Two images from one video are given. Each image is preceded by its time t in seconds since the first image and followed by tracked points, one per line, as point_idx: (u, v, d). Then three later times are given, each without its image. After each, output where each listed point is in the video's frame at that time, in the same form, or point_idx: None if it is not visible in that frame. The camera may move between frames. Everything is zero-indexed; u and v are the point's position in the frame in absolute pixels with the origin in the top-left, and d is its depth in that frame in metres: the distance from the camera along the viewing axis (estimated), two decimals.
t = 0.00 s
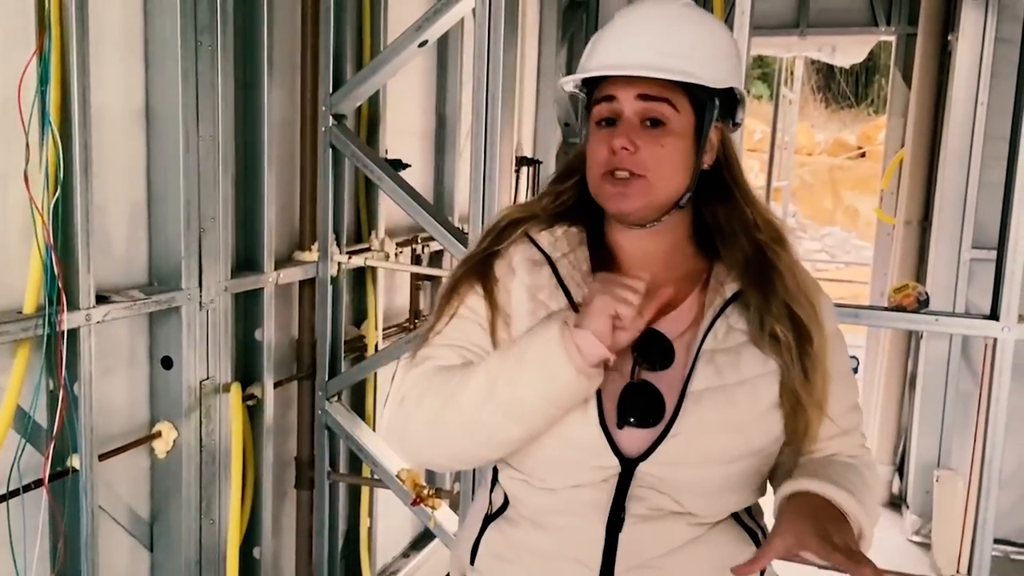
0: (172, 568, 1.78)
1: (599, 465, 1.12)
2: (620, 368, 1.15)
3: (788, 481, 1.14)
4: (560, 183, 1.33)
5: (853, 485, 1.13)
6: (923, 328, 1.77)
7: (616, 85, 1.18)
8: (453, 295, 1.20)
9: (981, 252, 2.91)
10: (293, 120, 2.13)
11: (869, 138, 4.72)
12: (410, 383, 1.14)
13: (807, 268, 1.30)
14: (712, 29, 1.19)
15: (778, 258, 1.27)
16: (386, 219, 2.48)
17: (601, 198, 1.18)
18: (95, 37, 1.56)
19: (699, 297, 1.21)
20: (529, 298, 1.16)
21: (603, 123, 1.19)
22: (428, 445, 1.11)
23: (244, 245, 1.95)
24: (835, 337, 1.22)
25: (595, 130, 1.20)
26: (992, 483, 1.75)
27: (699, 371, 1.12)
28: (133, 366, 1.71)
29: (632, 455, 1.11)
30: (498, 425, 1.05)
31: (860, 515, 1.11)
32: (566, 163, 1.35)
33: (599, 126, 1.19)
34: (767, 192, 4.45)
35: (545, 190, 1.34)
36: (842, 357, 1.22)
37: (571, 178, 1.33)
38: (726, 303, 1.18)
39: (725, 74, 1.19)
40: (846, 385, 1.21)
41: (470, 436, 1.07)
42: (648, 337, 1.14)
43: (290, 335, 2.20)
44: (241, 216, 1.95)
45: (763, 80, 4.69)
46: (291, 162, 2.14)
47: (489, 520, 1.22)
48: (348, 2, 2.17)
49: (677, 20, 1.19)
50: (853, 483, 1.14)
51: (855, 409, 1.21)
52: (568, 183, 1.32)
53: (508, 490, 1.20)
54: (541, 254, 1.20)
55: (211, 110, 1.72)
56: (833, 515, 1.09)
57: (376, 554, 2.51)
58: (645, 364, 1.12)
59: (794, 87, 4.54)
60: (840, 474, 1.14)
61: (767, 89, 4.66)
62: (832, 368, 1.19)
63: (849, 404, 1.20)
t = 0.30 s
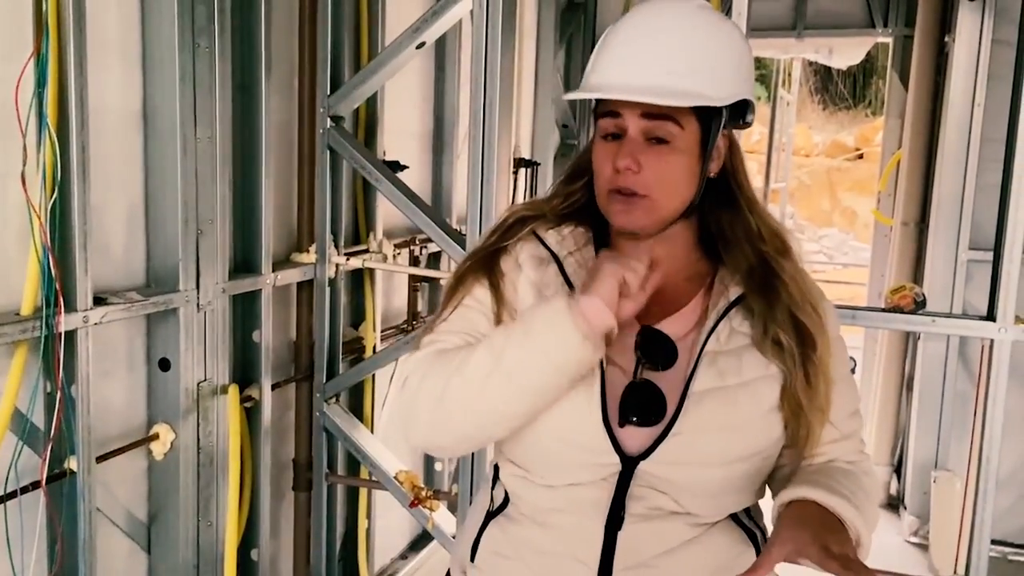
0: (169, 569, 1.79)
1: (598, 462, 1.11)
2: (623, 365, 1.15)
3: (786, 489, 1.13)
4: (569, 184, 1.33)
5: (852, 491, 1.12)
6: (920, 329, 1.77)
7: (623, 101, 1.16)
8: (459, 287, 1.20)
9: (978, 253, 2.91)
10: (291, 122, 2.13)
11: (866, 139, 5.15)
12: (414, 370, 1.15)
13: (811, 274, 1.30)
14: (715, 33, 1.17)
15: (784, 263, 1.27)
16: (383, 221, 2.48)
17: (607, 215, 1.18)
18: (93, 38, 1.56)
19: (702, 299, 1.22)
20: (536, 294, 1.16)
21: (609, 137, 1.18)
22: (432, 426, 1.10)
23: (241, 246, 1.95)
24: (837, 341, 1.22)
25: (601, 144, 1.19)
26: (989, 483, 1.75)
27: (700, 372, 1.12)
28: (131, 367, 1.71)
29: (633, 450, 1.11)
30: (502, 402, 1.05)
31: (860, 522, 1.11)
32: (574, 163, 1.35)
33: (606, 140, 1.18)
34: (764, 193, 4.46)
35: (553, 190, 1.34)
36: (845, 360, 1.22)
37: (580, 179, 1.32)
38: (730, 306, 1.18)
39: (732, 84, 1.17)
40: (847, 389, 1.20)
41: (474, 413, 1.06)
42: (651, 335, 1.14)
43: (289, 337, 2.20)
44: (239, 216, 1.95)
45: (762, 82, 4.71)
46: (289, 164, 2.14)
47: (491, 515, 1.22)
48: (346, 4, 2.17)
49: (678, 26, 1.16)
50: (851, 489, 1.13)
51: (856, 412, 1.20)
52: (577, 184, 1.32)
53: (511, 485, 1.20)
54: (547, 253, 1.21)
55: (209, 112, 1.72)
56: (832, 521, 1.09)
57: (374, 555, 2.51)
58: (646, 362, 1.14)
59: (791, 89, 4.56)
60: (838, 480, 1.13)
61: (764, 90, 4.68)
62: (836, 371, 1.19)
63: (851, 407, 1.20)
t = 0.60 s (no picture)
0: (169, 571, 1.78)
1: (584, 453, 1.12)
2: (607, 357, 1.16)
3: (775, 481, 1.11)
4: (552, 187, 1.32)
5: (842, 484, 1.10)
6: (918, 330, 1.77)
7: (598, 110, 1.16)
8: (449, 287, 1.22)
9: (975, 253, 2.92)
10: (289, 123, 2.13)
11: (864, 141, 5.07)
12: (408, 361, 1.15)
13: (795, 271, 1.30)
14: (688, 35, 1.16)
15: (767, 258, 1.26)
16: (382, 221, 2.49)
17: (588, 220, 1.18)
18: (91, 40, 1.56)
19: (686, 295, 1.23)
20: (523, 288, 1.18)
21: (586, 144, 1.18)
22: (426, 416, 1.10)
23: (239, 247, 1.95)
24: (823, 334, 1.21)
25: (578, 150, 1.19)
26: (988, 484, 1.75)
27: (682, 362, 1.13)
28: (129, 369, 1.71)
29: (617, 441, 1.12)
30: (491, 389, 1.05)
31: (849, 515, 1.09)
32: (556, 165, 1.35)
33: (582, 147, 1.19)
34: (762, 194, 4.47)
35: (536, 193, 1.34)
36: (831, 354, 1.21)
37: (562, 182, 1.32)
38: (712, 298, 1.19)
39: (707, 89, 1.16)
40: (833, 381, 1.20)
41: (460, 400, 1.07)
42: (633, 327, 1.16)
43: (288, 338, 2.20)
44: (237, 216, 1.94)
45: (761, 83, 4.73)
46: (287, 166, 2.14)
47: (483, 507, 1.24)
48: (344, 6, 2.17)
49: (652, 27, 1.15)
50: (841, 482, 1.11)
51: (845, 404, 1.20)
52: (561, 187, 1.32)
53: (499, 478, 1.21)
54: (535, 250, 1.22)
55: (206, 114, 1.72)
56: (821, 513, 1.06)
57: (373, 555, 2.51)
58: (631, 355, 1.14)
59: (789, 89, 4.58)
60: (828, 473, 1.11)
61: (763, 91, 4.70)
62: (821, 364, 1.18)
63: (836, 399, 1.19)
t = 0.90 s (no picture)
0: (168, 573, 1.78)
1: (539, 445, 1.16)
2: (567, 353, 1.20)
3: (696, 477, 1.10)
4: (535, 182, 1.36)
5: (775, 498, 1.08)
6: (917, 330, 1.77)
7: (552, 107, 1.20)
8: (433, 281, 1.29)
9: (975, 254, 2.91)
10: (288, 123, 2.13)
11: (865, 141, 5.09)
12: (380, 364, 1.22)
13: (762, 273, 1.27)
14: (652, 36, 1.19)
15: (726, 257, 1.24)
16: (381, 222, 2.49)
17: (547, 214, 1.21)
18: (89, 41, 1.56)
19: (646, 292, 1.23)
20: (491, 288, 1.23)
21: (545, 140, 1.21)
22: (393, 416, 1.19)
23: (238, 248, 1.95)
24: (783, 338, 1.20)
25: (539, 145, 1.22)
26: (987, 484, 1.75)
27: (632, 360, 1.15)
28: (127, 370, 1.71)
29: (568, 435, 1.15)
30: (447, 400, 1.12)
31: (770, 530, 1.07)
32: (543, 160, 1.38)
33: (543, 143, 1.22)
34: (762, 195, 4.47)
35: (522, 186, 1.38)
36: (792, 355, 1.19)
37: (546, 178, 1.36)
38: (665, 297, 1.20)
39: (656, 83, 1.17)
40: (800, 383, 1.18)
41: (423, 405, 1.14)
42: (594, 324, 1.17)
43: (287, 339, 2.20)
44: (236, 216, 1.94)
45: (761, 83, 4.74)
46: (286, 166, 2.14)
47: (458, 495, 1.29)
48: (344, 6, 2.17)
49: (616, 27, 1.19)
50: (776, 498, 1.08)
51: (810, 406, 1.18)
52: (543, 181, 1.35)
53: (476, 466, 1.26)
54: (503, 247, 1.27)
55: (204, 114, 1.72)
56: (731, 511, 1.05)
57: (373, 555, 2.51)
58: (590, 352, 1.16)
59: (789, 89, 4.59)
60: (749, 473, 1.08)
61: (763, 91, 4.71)
62: (778, 365, 1.17)
63: (800, 401, 1.17)
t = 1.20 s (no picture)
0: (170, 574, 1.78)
1: (499, 423, 1.23)
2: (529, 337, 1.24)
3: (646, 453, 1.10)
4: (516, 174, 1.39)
5: (717, 488, 1.08)
6: (921, 329, 1.76)
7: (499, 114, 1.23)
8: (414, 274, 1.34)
9: (980, 252, 2.88)
10: (290, 123, 2.13)
11: (869, 139, 5.08)
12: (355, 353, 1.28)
13: (720, 265, 1.23)
14: (597, 40, 1.20)
15: (677, 249, 1.22)
16: (384, 222, 2.48)
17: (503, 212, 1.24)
18: (90, 41, 1.55)
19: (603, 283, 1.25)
20: (464, 278, 1.30)
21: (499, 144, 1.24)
22: (362, 405, 1.25)
23: (240, 248, 1.95)
24: (731, 326, 1.18)
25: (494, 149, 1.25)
26: (992, 483, 1.74)
27: (583, 345, 1.18)
28: (129, 371, 1.71)
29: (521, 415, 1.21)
30: (408, 403, 1.18)
31: (705, 518, 1.07)
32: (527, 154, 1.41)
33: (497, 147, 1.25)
34: (765, 194, 4.46)
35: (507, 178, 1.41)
36: (742, 347, 1.17)
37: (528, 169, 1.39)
38: (615, 289, 1.22)
39: (589, 87, 1.18)
40: (753, 371, 1.16)
41: (388, 402, 1.20)
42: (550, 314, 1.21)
43: (289, 339, 2.20)
44: (238, 217, 1.94)
45: (764, 82, 4.74)
46: (288, 166, 2.13)
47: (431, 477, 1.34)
48: (345, 5, 2.17)
49: (565, 34, 1.22)
50: (717, 488, 1.08)
51: (764, 393, 1.17)
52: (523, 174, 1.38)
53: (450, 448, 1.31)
54: (474, 239, 1.33)
55: (206, 114, 1.72)
56: (665, 492, 1.06)
57: (375, 555, 2.50)
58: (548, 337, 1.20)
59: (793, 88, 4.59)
60: (693, 456, 1.08)
61: (767, 90, 4.71)
62: (724, 354, 1.16)
63: (751, 389, 1.16)
